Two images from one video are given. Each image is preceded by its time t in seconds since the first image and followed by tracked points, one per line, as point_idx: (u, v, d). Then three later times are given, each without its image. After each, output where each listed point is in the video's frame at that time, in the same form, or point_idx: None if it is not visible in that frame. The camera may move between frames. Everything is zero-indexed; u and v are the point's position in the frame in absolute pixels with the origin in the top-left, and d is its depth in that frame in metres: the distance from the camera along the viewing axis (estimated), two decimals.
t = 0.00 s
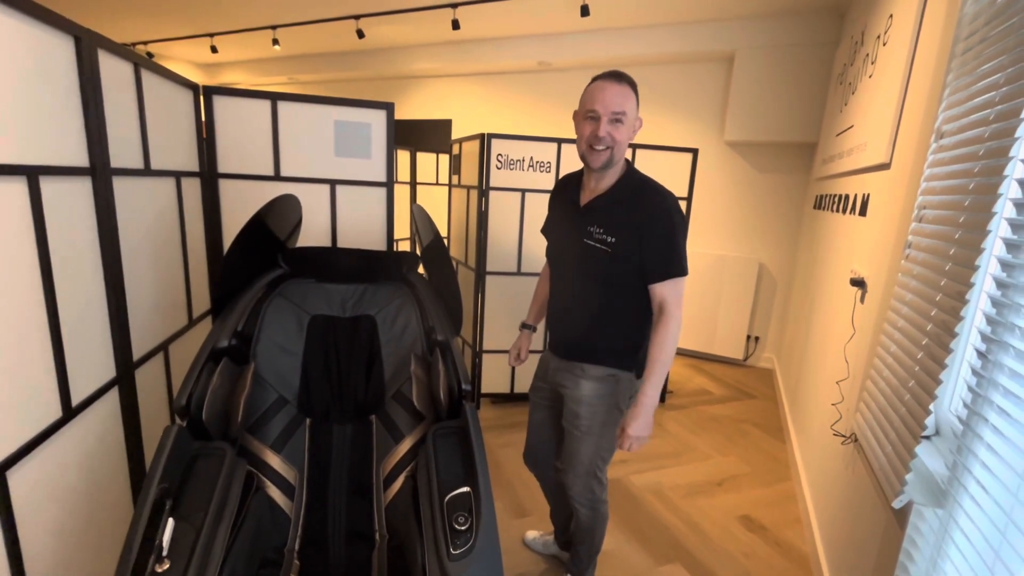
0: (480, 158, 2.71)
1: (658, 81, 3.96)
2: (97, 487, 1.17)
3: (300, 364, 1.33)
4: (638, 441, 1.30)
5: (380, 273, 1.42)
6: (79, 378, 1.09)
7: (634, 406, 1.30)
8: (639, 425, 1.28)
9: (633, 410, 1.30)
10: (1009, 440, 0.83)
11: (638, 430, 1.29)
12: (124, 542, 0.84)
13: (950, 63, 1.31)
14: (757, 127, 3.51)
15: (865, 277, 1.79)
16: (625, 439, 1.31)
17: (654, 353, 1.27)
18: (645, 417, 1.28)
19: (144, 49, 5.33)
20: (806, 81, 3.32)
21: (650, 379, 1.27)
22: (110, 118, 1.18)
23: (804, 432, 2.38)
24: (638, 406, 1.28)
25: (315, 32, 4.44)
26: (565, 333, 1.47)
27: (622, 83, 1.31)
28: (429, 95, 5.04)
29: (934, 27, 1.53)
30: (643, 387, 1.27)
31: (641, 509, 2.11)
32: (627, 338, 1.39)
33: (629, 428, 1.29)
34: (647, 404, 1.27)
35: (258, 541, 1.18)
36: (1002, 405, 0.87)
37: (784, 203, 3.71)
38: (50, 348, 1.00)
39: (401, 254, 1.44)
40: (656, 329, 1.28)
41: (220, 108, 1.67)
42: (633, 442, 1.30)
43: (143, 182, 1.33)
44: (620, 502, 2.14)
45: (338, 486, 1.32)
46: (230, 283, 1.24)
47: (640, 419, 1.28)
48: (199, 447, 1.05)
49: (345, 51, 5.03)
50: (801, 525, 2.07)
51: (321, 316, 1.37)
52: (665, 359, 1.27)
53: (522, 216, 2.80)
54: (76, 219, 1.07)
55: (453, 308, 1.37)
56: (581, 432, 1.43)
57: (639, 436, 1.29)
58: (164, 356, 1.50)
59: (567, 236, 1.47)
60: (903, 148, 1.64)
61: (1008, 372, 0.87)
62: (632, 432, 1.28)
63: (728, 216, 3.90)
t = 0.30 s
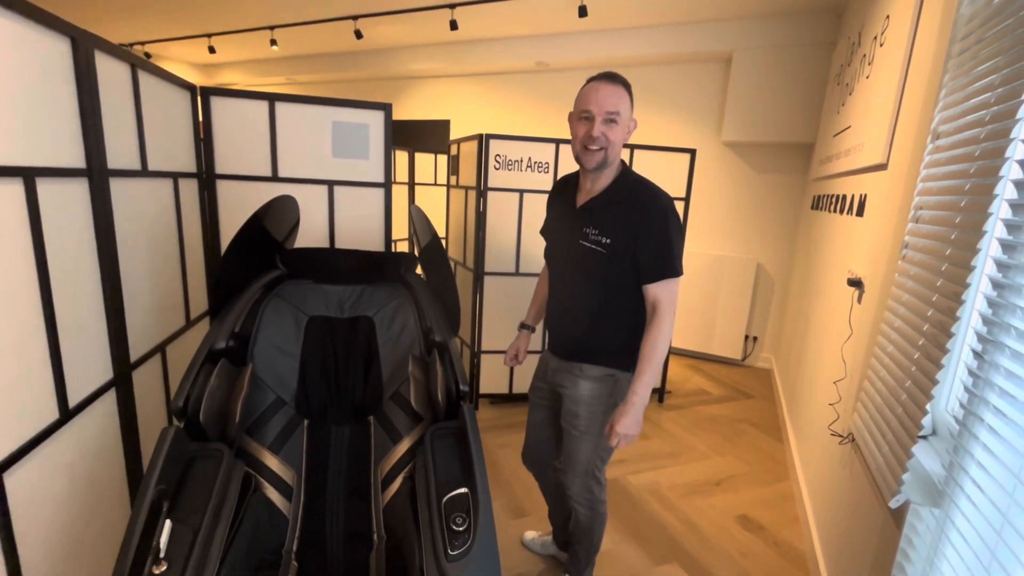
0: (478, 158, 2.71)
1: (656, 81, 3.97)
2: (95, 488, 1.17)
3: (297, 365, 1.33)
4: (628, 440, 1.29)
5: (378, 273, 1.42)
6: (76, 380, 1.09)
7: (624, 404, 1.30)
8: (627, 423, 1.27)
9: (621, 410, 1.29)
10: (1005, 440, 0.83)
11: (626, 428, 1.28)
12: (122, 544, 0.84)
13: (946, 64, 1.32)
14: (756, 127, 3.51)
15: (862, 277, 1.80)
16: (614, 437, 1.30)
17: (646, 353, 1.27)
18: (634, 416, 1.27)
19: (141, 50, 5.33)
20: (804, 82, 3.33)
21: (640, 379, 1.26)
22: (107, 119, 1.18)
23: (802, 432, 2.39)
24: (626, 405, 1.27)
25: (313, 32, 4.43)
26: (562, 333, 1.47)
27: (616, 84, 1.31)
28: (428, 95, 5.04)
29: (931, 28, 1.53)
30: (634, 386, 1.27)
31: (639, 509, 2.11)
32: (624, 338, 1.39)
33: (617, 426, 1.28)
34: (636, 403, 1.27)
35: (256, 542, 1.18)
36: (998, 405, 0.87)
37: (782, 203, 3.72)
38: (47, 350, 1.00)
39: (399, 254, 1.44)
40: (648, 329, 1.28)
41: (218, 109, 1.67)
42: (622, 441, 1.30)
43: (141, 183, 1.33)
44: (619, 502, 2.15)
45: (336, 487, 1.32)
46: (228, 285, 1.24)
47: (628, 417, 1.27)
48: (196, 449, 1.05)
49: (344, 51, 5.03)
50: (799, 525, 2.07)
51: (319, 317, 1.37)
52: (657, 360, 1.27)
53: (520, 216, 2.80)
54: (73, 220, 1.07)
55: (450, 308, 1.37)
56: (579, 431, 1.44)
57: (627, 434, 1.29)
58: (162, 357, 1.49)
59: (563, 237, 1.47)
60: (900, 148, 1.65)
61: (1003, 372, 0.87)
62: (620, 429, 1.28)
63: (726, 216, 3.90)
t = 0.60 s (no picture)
0: (477, 158, 2.72)
1: (655, 81, 3.97)
2: (94, 488, 1.17)
3: (297, 365, 1.33)
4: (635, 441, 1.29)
5: (378, 273, 1.42)
6: (75, 380, 1.09)
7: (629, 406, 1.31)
8: (636, 426, 1.28)
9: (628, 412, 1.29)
10: (1003, 440, 0.84)
11: (634, 430, 1.28)
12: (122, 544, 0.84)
13: (945, 64, 1.32)
14: (755, 127, 3.52)
15: (861, 277, 1.80)
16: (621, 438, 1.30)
17: (647, 355, 1.28)
18: (642, 417, 1.28)
19: (140, 50, 5.32)
20: (803, 81, 3.33)
21: (644, 380, 1.26)
22: (106, 120, 1.18)
23: (801, 431, 2.39)
24: (633, 406, 1.27)
25: (312, 32, 4.43)
26: (562, 333, 1.47)
27: (613, 84, 1.31)
28: (427, 95, 5.04)
29: (929, 28, 1.53)
30: (637, 387, 1.27)
31: (638, 508, 2.11)
32: (623, 339, 1.39)
33: (624, 428, 1.28)
34: (642, 405, 1.27)
35: (256, 541, 1.18)
36: (996, 404, 0.87)
37: (781, 202, 3.72)
38: (47, 349, 1.00)
39: (399, 254, 1.44)
40: (649, 330, 1.29)
41: (217, 109, 1.67)
42: (630, 443, 1.30)
43: (140, 183, 1.33)
44: (618, 501, 2.15)
45: (335, 487, 1.32)
46: (227, 285, 1.24)
47: (634, 420, 1.27)
48: (196, 449, 1.05)
49: (343, 51, 5.03)
50: (798, 524, 2.07)
51: (319, 317, 1.37)
52: (658, 360, 1.27)
53: (519, 216, 2.80)
54: (73, 220, 1.07)
55: (450, 308, 1.37)
56: (578, 430, 1.44)
57: (635, 437, 1.29)
58: (162, 357, 1.50)
59: (562, 237, 1.47)
60: (899, 148, 1.65)
61: (1001, 372, 0.87)
62: (628, 432, 1.28)
63: (726, 216, 3.90)
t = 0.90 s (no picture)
0: (477, 156, 2.71)
1: (655, 79, 3.96)
2: (91, 487, 1.17)
3: (296, 364, 1.33)
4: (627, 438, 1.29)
5: (376, 271, 1.42)
6: (73, 378, 1.09)
7: (623, 404, 1.31)
8: (627, 423, 1.28)
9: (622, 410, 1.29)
10: (1003, 439, 0.83)
11: (627, 428, 1.28)
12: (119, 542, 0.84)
13: (945, 61, 1.31)
14: (754, 125, 3.51)
15: (860, 276, 1.79)
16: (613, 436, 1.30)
17: (643, 354, 1.27)
18: (635, 415, 1.28)
19: (140, 48, 5.31)
20: (804, 79, 3.32)
21: (638, 378, 1.26)
22: (103, 117, 1.18)
23: (800, 430, 2.39)
24: (627, 404, 1.27)
25: (311, 29, 4.42)
26: (561, 332, 1.47)
27: (610, 82, 1.30)
28: (427, 93, 5.03)
29: (930, 25, 1.53)
30: (631, 385, 1.27)
31: (638, 507, 2.11)
32: (622, 337, 1.39)
33: (617, 426, 1.28)
34: (634, 404, 1.27)
35: (254, 540, 1.18)
36: (995, 403, 0.87)
37: (781, 200, 3.72)
38: (44, 347, 1.00)
39: (398, 252, 1.44)
40: (646, 328, 1.29)
41: (215, 106, 1.66)
42: (621, 440, 1.30)
43: (138, 180, 1.33)
44: (617, 499, 2.15)
45: (334, 485, 1.32)
46: (225, 282, 1.23)
47: (627, 418, 1.27)
48: (194, 447, 1.05)
49: (342, 48, 5.01)
50: (797, 523, 2.07)
51: (317, 315, 1.36)
52: (654, 359, 1.27)
53: (519, 214, 2.80)
54: (70, 217, 1.07)
55: (449, 307, 1.36)
56: (576, 429, 1.44)
57: (627, 434, 1.29)
58: (160, 355, 1.49)
59: (561, 235, 1.47)
60: (899, 146, 1.65)
61: (1000, 372, 0.87)
62: (621, 430, 1.28)
63: (726, 214, 3.90)
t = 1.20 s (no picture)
0: (478, 153, 2.70)
1: (657, 76, 3.95)
2: (94, 484, 1.17)
3: (297, 361, 1.33)
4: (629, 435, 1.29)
5: (378, 269, 1.42)
6: (75, 375, 1.09)
7: (624, 401, 1.31)
8: (628, 421, 1.27)
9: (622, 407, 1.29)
10: (1005, 437, 0.83)
11: (627, 425, 1.28)
12: (122, 539, 0.84)
13: (949, 58, 1.31)
14: (756, 123, 3.51)
15: (862, 274, 1.79)
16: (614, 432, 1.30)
17: (644, 352, 1.27)
18: (635, 413, 1.28)
19: (140, 45, 5.30)
20: (806, 77, 3.31)
21: (639, 376, 1.26)
22: (104, 114, 1.17)
23: (801, 428, 2.39)
24: (627, 401, 1.27)
25: (311, 26, 4.41)
26: (562, 329, 1.47)
27: (612, 79, 1.30)
28: (428, 90, 5.02)
29: (933, 23, 1.52)
30: (632, 382, 1.27)
31: (639, 505, 2.12)
32: (624, 335, 1.39)
33: (617, 423, 1.28)
34: (635, 401, 1.27)
35: (256, 538, 1.18)
36: (998, 402, 0.87)
37: (783, 198, 3.71)
38: (46, 344, 1.00)
39: (399, 250, 1.44)
40: (646, 326, 1.28)
41: (216, 103, 1.66)
42: (622, 438, 1.30)
43: (139, 177, 1.33)
44: (618, 497, 2.15)
45: (336, 482, 1.32)
46: (226, 280, 1.24)
47: (627, 415, 1.27)
48: (196, 444, 1.05)
49: (343, 45, 5.00)
50: (798, 521, 2.07)
51: (319, 313, 1.36)
52: (655, 357, 1.27)
53: (520, 212, 2.79)
54: (71, 214, 1.07)
55: (451, 304, 1.36)
56: (577, 427, 1.44)
57: (627, 432, 1.29)
58: (162, 353, 1.49)
59: (562, 233, 1.47)
60: (901, 144, 1.64)
61: (1002, 370, 0.87)
62: (621, 427, 1.28)
63: (727, 212, 3.89)
